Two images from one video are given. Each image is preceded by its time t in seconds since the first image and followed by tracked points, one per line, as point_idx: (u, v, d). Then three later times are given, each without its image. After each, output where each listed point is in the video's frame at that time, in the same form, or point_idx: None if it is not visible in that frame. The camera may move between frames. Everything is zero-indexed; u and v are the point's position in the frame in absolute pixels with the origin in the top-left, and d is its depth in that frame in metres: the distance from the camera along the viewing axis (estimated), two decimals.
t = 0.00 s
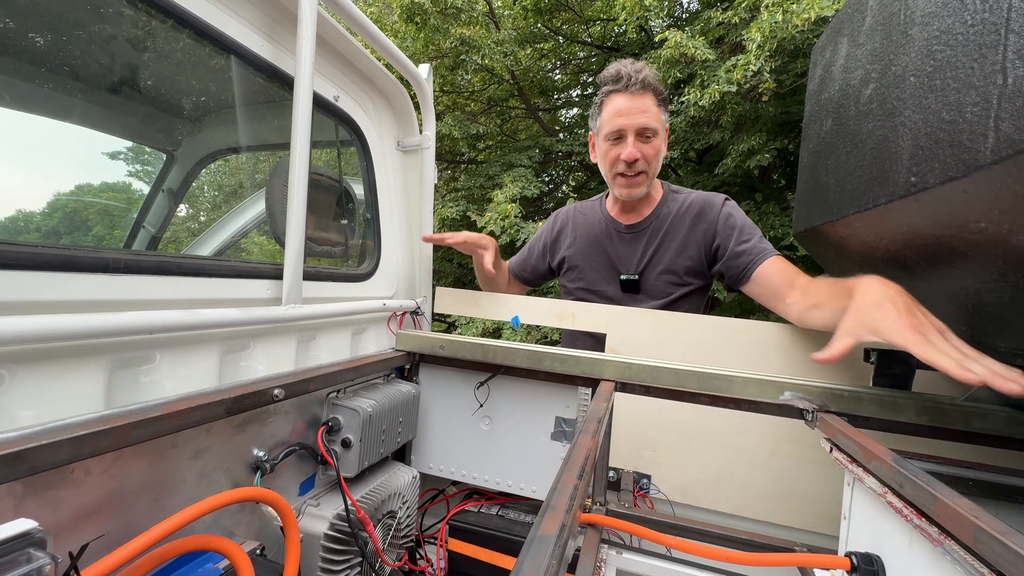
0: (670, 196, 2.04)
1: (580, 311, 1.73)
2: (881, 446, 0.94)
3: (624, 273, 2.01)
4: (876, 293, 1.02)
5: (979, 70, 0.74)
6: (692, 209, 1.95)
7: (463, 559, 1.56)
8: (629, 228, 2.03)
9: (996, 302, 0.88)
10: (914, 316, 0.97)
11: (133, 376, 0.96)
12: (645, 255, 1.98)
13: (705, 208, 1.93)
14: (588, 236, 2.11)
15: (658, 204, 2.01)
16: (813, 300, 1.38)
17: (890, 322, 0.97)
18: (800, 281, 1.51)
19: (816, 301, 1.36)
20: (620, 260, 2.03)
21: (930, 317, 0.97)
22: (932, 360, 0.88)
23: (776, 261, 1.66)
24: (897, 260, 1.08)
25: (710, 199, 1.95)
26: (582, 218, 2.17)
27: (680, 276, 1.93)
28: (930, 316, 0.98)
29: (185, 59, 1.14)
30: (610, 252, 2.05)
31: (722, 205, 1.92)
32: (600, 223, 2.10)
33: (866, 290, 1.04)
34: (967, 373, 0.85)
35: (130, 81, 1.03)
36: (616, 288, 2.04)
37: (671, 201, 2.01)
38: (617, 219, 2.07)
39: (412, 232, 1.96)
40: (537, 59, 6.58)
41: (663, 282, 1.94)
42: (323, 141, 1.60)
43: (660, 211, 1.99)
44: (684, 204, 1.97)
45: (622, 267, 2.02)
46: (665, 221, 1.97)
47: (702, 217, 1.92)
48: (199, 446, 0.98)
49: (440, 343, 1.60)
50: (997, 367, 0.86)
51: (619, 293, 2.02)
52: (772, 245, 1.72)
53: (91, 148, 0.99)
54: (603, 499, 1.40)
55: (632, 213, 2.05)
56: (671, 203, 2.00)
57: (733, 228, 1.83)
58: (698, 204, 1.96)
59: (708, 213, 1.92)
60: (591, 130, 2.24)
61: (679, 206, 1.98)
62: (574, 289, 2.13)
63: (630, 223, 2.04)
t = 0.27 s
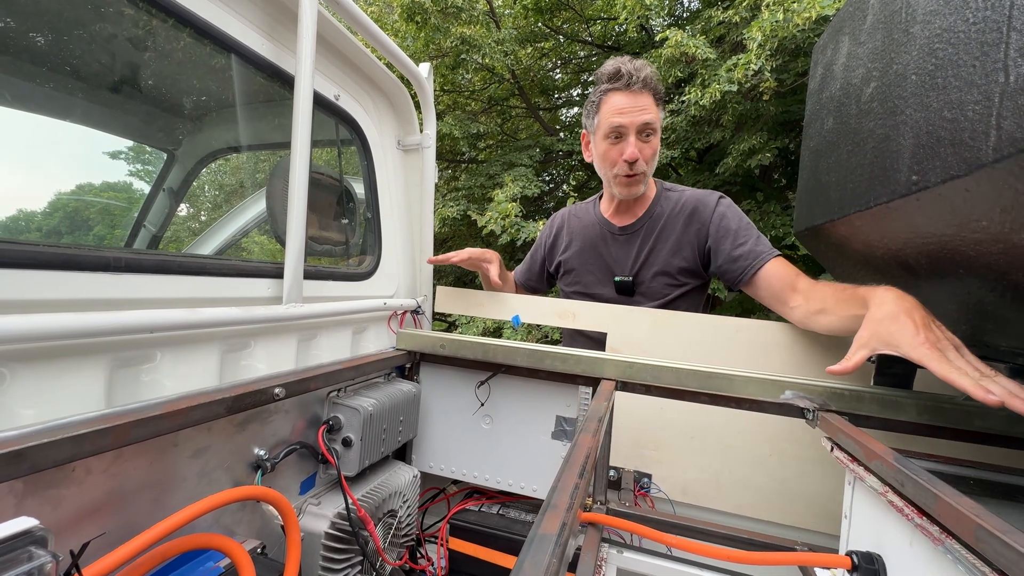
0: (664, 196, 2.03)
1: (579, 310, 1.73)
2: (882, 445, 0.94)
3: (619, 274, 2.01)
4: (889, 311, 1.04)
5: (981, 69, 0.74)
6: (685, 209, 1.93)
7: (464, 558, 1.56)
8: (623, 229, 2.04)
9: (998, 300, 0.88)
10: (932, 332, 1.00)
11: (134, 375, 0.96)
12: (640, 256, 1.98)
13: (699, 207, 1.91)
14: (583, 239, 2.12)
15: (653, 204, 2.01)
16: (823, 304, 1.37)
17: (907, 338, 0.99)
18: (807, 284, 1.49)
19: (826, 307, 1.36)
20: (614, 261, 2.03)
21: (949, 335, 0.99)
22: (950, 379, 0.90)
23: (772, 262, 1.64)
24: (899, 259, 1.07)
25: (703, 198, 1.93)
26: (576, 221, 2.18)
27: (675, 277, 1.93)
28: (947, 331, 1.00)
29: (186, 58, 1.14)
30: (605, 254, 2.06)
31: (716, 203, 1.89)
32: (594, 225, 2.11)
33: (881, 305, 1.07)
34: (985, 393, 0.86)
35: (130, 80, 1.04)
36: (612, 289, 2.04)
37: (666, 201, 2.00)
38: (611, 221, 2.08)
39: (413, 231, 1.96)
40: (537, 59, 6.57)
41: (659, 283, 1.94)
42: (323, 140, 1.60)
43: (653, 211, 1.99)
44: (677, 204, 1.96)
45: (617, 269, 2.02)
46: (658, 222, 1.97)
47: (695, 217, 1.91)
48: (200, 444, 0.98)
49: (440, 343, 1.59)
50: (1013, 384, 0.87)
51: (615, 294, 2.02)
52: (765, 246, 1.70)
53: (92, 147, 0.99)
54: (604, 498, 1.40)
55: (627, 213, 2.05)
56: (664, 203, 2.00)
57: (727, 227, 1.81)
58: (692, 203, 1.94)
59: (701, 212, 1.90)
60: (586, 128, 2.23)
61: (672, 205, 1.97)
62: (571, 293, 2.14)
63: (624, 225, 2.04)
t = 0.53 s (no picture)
0: (666, 196, 2.03)
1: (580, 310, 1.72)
2: (883, 445, 0.93)
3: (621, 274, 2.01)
4: (885, 314, 1.06)
5: (982, 67, 0.73)
6: (689, 209, 1.94)
7: (465, 557, 1.56)
8: (625, 228, 2.03)
9: (1000, 300, 0.88)
10: (925, 334, 1.01)
11: (135, 375, 0.97)
12: (642, 256, 1.98)
13: (702, 208, 1.92)
14: (585, 238, 2.11)
15: (655, 203, 2.01)
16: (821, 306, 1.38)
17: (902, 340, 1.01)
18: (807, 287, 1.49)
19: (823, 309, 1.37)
20: (616, 261, 2.03)
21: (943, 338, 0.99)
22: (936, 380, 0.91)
23: (773, 265, 1.64)
24: (900, 259, 1.07)
25: (707, 199, 1.94)
26: (578, 220, 2.18)
27: (678, 276, 1.93)
28: (941, 334, 1.01)
29: (187, 58, 1.14)
30: (607, 253, 2.05)
31: (720, 205, 1.89)
32: (596, 224, 2.11)
33: (877, 307, 1.09)
34: (972, 394, 0.87)
35: (132, 80, 1.04)
36: (613, 289, 2.03)
37: (670, 201, 2.00)
38: (613, 221, 2.08)
39: (413, 231, 1.96)
40: (538, 58, 6.52)
41: (661, 283, 1.94)
42: (324, 140, 1.60)
43: (656, 211, 1.99)
44: (680, 204, 1.97)
45: (620, 269, 2.02)
46: (661, 222, 1.97)
47: (698, 218, 1.91)
48: (201, 444, 0.98)
49: (441, 343, 1.60)
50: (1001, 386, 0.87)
51: (616, 294, 2.02)
52: (767, 249, 1.69)
53: (93, 147, 0.99)
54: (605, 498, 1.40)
55: (628, 212, 2.05)
56: (667, 203, 2.00)
57: (731, 228, 1.81)
58: (696, 203, 1.95)
59: (704, 213, 1.90)
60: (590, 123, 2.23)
61: (675, 206, 1.97)
62: (572, 292, 2.14)
63: (626, 224, 2.04)
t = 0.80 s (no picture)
0: (667, 196, 2.02)
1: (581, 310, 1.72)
2: (883, 445, 0.94)
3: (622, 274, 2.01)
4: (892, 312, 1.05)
5: (982, 68, 0.74)
6: (690, 210, 1.94)
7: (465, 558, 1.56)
8: (626, 228, 2.03)
9: (1000, 300, 0.88)
10: (922, 330, 1.01)
11: (136, 375, 0.97)
12: (643, 256, 1.98)
13: (703, 208, 1.92)
14: (586, 238, 2.11)
15: (656, 203, 2.02)
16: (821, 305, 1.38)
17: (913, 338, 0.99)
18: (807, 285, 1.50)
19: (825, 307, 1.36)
20: (618, 261, 2.03)
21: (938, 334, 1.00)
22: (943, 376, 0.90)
23: (773, 266, 1.64)
24: (901, 259, 1.07)
25: (707, 200, 1.94)
26: (579, 220, 2.18)
27: (678, 276, 1.93)
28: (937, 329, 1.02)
29: (187, 58, 1.14)
30: (608, 253, 2.06)
31: (720, 205, 1.89)
32: (597, 224, 2.11)
33: (875, 302, 1.09)
34: (967, 387, 0.88)
35: (132, 80, 1.04)
36: (614, 289, 2.03)
37: (671, 201, 2.00)
38: (614, 221, 2.08)
39: (414, 231, 1.96)
40: (538, 59, 6.56)
41: (661, 283, 1.94)
42: (324, 141, 1.61)
43: (657, 211, 1.99)
44: (681, 205, 1.97)
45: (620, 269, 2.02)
46: (662, 222, 1.97)
47: (699, 218, 1.91)
48: (202, 444, 0.98)
49: (441, 343, 1.60)
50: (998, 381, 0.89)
51: (618, 294, 2.02)
52: (767, 249, 1.69)
53: (93, 148, 0.99)
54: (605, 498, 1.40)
55: (631, 212, 2.06)
56: (668, 204, 2.00)
57: (732, 229, 1.81)
58: (697, 204, 1.95)
59: (705, 213, 1.90)
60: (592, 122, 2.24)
61: (676, 206, 1.97)
62: (574, 292, 2.14)
63: (627, 224, 2.04)
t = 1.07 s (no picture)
0: (669, 196, 2.03)
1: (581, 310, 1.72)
2: (884, 445, 0.94)
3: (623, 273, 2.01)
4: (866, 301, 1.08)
5: (983, 68, 0.74)
6: (691, 210, 1.94)
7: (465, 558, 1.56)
8: (628, 227, 2.03)
9: (1000, 300, 0.87)
10: (894, 317, 1.04)
11: (136, 375, 0.97)
12: (645, 255, 1.98)
13: (704, 208, 1.92)
14: (588, 237, 2.11)
15: (657, 204, 2.02)
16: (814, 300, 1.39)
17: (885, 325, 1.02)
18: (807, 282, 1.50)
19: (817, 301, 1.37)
20: (619, 260, 2.03)
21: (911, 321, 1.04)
22: (911, 363, 0.93)
23: (775, 263, 1.65)
24: (901, 259, 1.07)
25: (709, 200, 1.94)
26: (581, 219, 2.17)
27: (679, 276, 1.92)
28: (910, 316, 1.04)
29: (188, 59, 1.14)
30: (610, 252, 2.06)
31: (722, 205, 1.90)
32: (599, 223, 2.11)
33: (851, 293, 1.12)
34: (920, 370, 0.92)
35: (133, 81, 1.04)
36: (615, 288, 2.03)
37: (673, 201, 2.01)
38: (616, 220, 2.08)
39: (414, 231, 1.96)
40: (538, 59, 6.56)
41: (662, 282, 1.94)
42: (325, 141, 1.61)
43: (659, 211, 1.99)
44: (683, 205, 1.97)
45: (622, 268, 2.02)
46: (664, 221, 1.97)
47: (700, 217, 1.92)
48: (202, 445, 0.98)
49: (442, 343, 1.60)
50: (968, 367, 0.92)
51: (619, 294, 2.02)
52: (769, 246, 1.70)
53: (93, 148, 0.99)
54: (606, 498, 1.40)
55: (632, 212, 2.06)
56: (670, 204, 2.00)
57: (733, 228, 1.81)
58: (699, 204, 1.95)
59: (707, 213, 1.91)
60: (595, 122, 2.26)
61: (678, 206, 1.98)
62: (575, 291, 2.14)
63: (629, 224, 2.04)
